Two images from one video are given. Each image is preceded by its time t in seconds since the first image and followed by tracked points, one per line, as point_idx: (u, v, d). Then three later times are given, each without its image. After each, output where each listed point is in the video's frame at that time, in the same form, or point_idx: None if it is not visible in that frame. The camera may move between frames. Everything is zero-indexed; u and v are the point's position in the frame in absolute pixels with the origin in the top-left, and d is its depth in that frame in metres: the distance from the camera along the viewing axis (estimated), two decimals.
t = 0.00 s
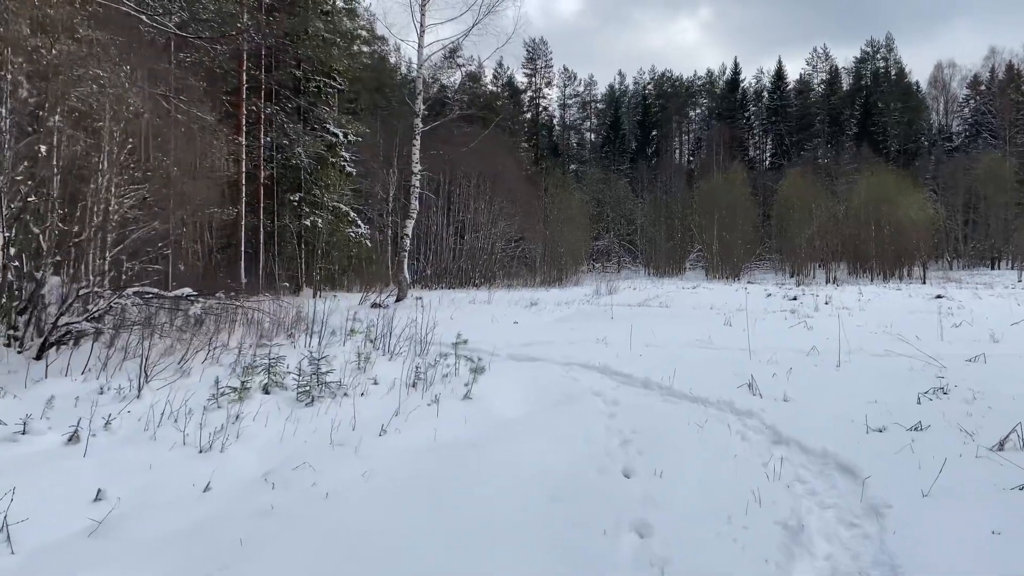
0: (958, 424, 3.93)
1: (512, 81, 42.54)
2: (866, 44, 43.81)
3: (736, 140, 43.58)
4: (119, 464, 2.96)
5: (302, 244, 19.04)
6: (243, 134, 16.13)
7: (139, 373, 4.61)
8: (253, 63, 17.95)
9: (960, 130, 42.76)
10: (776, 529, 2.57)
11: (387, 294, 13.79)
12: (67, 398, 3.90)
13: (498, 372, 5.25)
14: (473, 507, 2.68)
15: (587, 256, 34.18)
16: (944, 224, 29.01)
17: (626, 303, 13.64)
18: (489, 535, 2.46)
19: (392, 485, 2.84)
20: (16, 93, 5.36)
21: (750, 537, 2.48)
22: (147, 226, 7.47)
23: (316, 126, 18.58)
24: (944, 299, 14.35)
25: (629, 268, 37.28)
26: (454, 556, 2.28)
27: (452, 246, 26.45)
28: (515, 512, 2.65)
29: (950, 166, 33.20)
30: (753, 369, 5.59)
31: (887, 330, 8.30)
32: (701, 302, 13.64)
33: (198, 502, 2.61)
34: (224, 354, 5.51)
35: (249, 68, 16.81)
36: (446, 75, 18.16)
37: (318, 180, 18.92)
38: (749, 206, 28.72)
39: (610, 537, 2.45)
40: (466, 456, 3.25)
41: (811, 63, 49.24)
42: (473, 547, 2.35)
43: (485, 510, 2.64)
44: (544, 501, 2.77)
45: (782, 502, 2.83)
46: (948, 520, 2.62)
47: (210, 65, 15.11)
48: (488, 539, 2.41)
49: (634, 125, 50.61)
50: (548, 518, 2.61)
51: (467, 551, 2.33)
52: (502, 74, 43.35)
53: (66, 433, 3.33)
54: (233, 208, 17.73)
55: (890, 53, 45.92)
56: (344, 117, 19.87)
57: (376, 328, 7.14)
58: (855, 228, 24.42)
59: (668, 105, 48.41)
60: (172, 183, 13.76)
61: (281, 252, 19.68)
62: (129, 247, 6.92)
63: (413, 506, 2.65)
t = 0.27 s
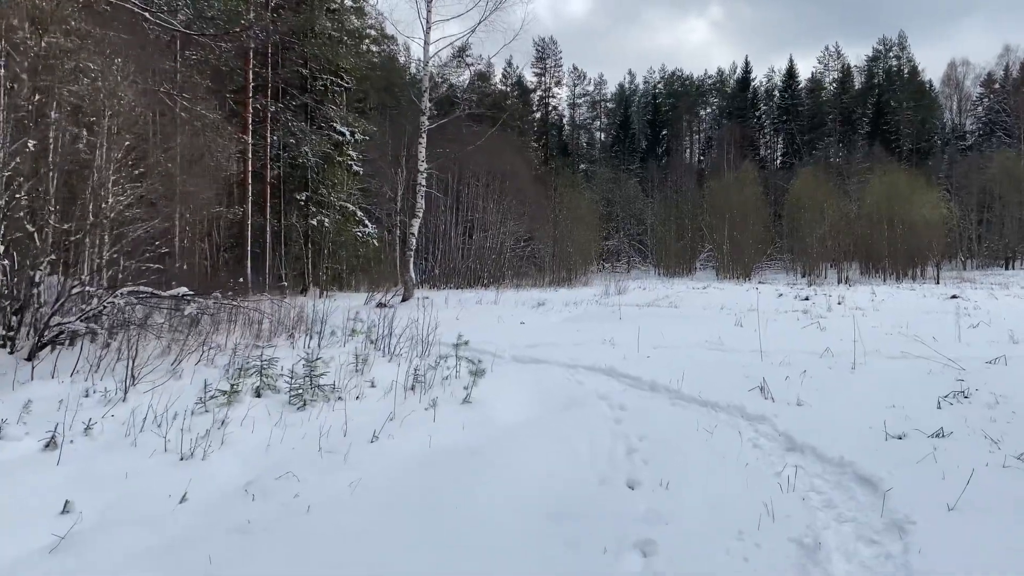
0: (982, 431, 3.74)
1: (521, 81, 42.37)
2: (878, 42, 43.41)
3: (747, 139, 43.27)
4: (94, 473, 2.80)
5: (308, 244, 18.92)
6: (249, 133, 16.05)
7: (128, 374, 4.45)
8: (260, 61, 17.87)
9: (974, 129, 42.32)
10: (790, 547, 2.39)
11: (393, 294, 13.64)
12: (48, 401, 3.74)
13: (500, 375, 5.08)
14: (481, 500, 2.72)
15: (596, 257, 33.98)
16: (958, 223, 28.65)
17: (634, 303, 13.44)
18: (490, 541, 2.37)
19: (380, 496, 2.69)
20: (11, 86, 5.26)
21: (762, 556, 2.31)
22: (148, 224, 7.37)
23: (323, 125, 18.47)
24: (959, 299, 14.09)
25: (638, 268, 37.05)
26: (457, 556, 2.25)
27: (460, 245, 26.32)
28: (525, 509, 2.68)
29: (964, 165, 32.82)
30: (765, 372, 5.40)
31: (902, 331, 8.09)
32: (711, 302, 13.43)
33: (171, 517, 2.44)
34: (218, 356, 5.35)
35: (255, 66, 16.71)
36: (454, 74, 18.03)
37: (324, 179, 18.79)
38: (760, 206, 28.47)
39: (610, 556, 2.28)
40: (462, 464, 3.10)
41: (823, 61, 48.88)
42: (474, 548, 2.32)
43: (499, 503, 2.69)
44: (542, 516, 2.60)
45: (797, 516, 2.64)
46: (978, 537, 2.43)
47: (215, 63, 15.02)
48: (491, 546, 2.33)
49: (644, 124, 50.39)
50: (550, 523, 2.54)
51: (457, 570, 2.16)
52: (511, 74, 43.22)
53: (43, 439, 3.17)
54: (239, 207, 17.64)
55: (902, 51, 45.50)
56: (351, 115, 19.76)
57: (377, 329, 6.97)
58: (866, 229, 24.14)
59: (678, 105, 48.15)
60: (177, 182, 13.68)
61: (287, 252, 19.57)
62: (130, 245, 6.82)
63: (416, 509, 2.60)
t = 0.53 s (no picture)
0: (996, 445, 3.57)
1: (527, 81, 42.24)
2: (886, 42, 43.13)
3: (753, 140, 43.05)
4: (57, 492, 2.65)
5: (310, 245, 18.81)
6: (250, 134, 15.94)
7: (110, 383, 4.30)
8: (262, 61, 17.77)
9: (982, 129, 41.99)
10: None
11: (394, 296, 13.50)
12: (23, 413, 3.59)
13: (496, 384, 4.92)
14: (479, 504, 2.73)
15: (601, 258, 33.80)
16: (967, 224, 28.38)
17: (638, 306, 13.28)
18: (483, 557, 2.30)
19: (358, 519, 2.53)
20: None
21: None
22: (140, 226, 7.24)
23: (325, 126, 18.36)
24: (968, 301, 13.88)
25: (644, 269, 36.84)
26: (455, 562, 2.26)
27: (464, 247, 26.18)
28: (523, 511, 2.69)
29: (973, 165, 32.54)
30: (771, 379, 5.22)
31: (911, 336, 7.90)
32: (716, 305, 13.24)
33: (132, 543, 2.28)
34: (205, 363, 5.20)
35: (257, 66, 16.63)
36: (457, 74, 17.89)
37: (327, 180, 18.69)
38: (766, 207, 28.26)
39: None
40: (449, 482, 2.95)
41: (830, 61, 48.60)
42: (469, 558, 2.29)
43: (496, 509, 2.69)
44: (529, 541, 2.44)
45: (802, 541, 2.47)
46: (994, 566, 2.27)
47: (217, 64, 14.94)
48: (483, 563, 2.25)
49: (650, 125, 50.21)
50: (542, 539, 2.46)
51: None
52: (517, 74, 43.10)
53: (11, 454, 3.01)
54: (240, 208, 17.53)
55: (910, 51, 45.20)
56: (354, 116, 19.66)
57: (373, 335, 6.82)
58: (873, 230, 23.90)
59: (684, 105, 47.94)
60: (175, 183, 13.56)
61: (290, 253, 19.46)
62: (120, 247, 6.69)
63: (411, 523, 2.54)
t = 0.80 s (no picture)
0: (1004, 455, 3.41)
1: (530, 82, 42.11)
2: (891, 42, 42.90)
3: (757, 140, 42.84)
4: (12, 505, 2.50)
5: (310, 246, 18.65)
6: (248, 133, 15.81)
7: (86, 387, 4.14)
8: (260, 61, 17.69)
9: (988, 129, 41.74)
10: None
11: (392, 298, 13.33)
12: None
13: (486, 389, 4.76)
14: (478, 505, 2.72)
15: (604, 259, 33.65)
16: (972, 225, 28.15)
17: (639, 307, 13.13)
18: (473, 564, 2.24)
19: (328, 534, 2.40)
20: None
21: None
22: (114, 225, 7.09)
23: (325, 125, 18.26)
24: (974, 302, 13.70)
25: (647, 270, 36.64)
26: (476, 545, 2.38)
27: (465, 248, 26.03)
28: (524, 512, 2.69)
29: (978, 165, 32.31)
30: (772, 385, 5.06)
31: (916, 339, 7.73)
32: (718, 307, 13.06)
33: (83, 562, 2.14)
34: (189, 367, 5.06)
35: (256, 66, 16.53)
36: (457, 73, 17.76)
37: (326, 180, 18.57)
38: (770, 208, 28.07)
39: None
40: (430, 493, 2.82)
41: (834, 61, 48.39)
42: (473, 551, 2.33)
43: (495, 511, 2.68)
44: (509, 558, 2.30)
45: (800, 561, 2.32)
46: None
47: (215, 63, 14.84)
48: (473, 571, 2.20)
49: (653, 125, 50.06)
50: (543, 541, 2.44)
51: None
52: (520, 75, 42.99)
53: None
54: (239, 209, 17.42)
55: (915, 50, 44.97)
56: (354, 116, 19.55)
57: (365, 339, 6.67)
58: (877, 231, 23.67)
59: (688, 106, 47.75)
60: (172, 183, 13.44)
61: (290, 254, 19.33)
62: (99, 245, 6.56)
63: (397, 529, 2.47)
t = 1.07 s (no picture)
0: (1015, 470, 3.26)
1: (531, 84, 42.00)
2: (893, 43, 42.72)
3: (760, 142, 42.68)
4: None
5: (307, 248, 18.52)
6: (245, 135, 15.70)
7: (57, 396, 3.97)
8: (258, 62, 17.58)
9: (991, 131, 41.54)
10: None
11: (389, 301, 13.14)
12: None
13: (476, 398, 4.60)
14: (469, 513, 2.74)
15: (605, 261, 33.49)
16: (976, 227, 27.96)
17: (639, 311, 12.96)
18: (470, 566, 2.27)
19: (293, 560, 2.25)
20: None
21: None
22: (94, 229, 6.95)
23: (323, 127, 18.14)
24: (979, 306, 13.54)
25: (649, 273, 36.47)
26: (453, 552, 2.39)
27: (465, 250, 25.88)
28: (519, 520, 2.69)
29: (981, 167, 32.13)
30: (771, 393, 4.91)
31: (920, 344, 7.57)
32: (718, 310, 12.91)
33: None
34: (171, 374, 4.91)
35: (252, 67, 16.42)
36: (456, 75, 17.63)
37: (324, 182, 18.42)
38: (772, 210, 27.91)
39: None
40: (406, 514, 2.67)
41: (836, 63, 48.22)
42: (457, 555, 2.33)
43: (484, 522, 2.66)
44: None
45: None
46: None
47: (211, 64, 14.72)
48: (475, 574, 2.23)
49: (655, 127, 49.91)
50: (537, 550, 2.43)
51: None
52: (521, 77, 42.88)
53: None
54: (235, 211, 17.28)
55: (918, 52, 44.79)
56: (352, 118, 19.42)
57: (356, 343, 6.52)
58: (880, 233, 23.48)
59: (690, 108, 47.62)
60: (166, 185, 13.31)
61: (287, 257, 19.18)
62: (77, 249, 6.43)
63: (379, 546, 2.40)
